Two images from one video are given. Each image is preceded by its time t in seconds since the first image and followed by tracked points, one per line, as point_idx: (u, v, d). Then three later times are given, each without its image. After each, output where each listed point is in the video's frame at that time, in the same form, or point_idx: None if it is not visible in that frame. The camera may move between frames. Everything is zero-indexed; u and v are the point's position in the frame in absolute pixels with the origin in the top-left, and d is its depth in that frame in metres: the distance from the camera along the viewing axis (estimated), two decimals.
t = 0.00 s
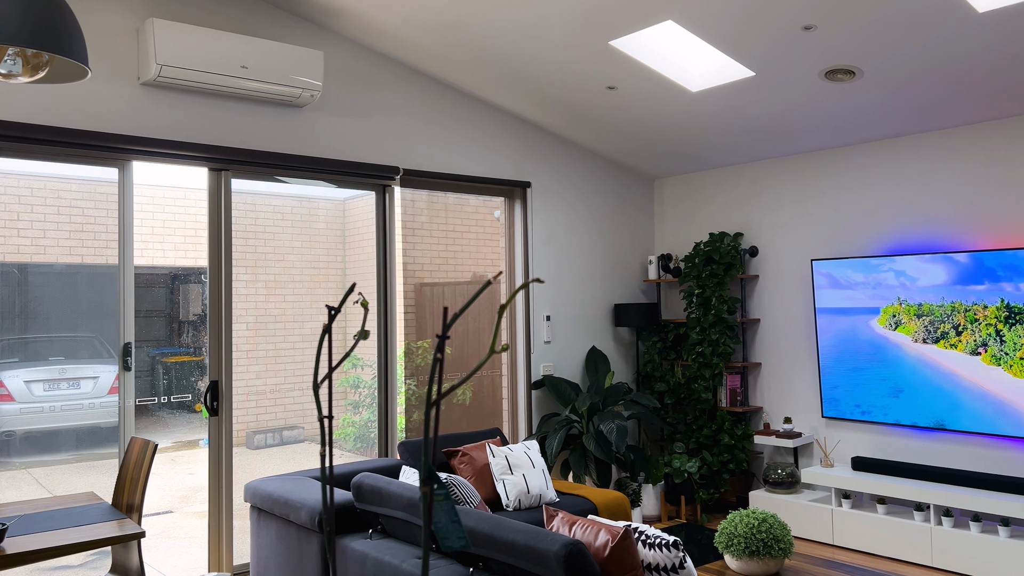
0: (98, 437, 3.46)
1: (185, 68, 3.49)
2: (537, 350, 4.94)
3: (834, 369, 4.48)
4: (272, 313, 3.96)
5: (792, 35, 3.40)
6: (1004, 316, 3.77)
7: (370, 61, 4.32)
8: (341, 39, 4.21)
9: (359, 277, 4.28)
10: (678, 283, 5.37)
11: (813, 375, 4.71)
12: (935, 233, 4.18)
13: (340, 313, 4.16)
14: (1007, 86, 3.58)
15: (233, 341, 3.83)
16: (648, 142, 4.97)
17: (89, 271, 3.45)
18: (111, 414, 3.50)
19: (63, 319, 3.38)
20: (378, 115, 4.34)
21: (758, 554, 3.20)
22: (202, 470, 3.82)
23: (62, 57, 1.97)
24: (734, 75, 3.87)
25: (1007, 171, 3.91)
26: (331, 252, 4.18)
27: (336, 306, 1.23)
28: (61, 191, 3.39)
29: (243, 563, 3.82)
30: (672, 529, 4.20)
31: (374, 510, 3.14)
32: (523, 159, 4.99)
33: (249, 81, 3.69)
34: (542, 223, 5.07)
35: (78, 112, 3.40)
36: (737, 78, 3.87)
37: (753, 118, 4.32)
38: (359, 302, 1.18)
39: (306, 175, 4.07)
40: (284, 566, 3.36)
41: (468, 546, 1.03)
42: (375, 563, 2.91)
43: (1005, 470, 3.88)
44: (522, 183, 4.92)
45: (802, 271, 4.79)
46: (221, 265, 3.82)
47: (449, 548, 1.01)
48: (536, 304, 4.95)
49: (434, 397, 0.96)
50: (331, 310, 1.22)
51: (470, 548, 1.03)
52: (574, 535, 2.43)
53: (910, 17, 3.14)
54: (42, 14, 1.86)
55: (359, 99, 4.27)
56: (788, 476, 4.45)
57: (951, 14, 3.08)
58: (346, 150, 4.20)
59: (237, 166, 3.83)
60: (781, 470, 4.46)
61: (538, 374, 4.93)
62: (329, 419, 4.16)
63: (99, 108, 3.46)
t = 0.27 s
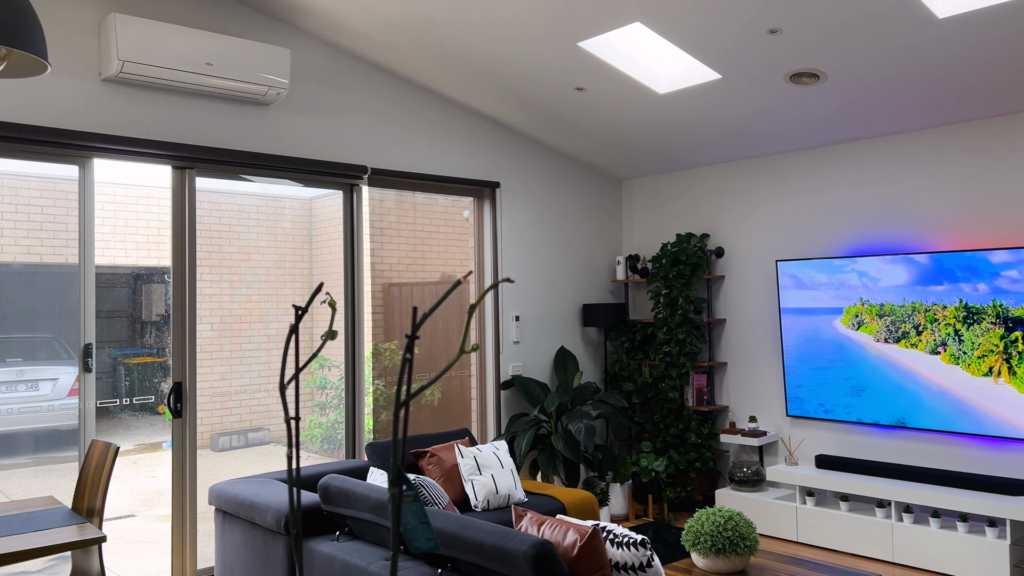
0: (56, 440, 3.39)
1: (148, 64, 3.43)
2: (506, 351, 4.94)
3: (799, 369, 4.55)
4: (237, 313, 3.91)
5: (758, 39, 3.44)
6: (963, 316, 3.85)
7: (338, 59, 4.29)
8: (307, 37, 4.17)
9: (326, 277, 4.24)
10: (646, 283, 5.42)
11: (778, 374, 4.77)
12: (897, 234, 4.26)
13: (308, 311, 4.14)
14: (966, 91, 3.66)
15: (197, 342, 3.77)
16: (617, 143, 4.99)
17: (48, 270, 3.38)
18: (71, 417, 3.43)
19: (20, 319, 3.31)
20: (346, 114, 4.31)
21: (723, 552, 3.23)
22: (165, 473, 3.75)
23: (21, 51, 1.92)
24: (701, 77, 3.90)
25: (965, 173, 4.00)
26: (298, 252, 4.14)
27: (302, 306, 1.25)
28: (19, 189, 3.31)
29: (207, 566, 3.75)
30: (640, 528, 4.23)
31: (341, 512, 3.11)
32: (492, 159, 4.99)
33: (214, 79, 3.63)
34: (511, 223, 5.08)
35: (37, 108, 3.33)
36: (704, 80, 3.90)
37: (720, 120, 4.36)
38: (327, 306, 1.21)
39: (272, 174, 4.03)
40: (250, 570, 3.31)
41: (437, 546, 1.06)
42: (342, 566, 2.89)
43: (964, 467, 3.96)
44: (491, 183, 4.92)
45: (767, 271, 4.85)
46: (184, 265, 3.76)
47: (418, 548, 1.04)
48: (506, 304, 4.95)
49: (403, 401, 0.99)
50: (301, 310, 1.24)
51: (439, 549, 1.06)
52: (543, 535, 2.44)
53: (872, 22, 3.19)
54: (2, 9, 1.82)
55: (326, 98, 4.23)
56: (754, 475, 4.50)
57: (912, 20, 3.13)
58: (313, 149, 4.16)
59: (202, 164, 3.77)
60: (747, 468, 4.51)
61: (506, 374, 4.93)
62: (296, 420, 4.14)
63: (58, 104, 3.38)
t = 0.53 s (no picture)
0: (14, 443, 3.30)
1: (110, 60, 3.37)
2: (475, 351, 4.93)
3: (764, 368, 4.60)
4: (202, 313, 3.86)
5: (725, 42, 3.47)
6: (923, 316, 3.92)
7: (305, 57, 4.25)
8: (275, 35, 4.13)
9: (293, 277, 4.21)
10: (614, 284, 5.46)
11: (745, 374, 4.82)
12: (860, 235, 4.33)
13: (276, 311, 4.10)
14: (927, 95, 3.74)
15: (161, 342, 3.71)
16: (586, 144, 5.01)
17: (5, 269, 3.30)
18: (30, 419, 3.35)
19: None
20: (313, 113, 4.27)
21: (691, 550, 3.26)
22: (127, 476, 3.69)
23: None
24: (669, 79, 3.93)
25: (925, 176, 4.09)
26: (264, 251, 4.10)
27: (270, 306, 1.16)
28: None
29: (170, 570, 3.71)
30: (608, 527, 4.25)
31: (308, 514, 3.09)
32: (461, 158, 4.98)
33: (178, 75, 3.58)
34: (480, 223, 5.07)
35: None
36: (672, 83, 3.93)
37: (688, 121, 4.40)
38: (296, 299, 1.14)
39: (238, 172, 3.98)
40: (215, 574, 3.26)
41: (406, 549, 1.01)
42: (309, 569, 2.86)
43: (925, 465, 4.03)
44: (460, 183, 4.91)
45: (734, 272, 4.90)
46: (148, 264, 3.70)
47: (387, 550, 0.99)
48: (475, 305, 4.94)
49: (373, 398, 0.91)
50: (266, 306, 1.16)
51: (408, 552, 1.01)
52: (511, 535, 2.43)
53: (836, 26, 3.24)
54: None
55: (293, 96, 4.19)
56: (721, 473, 4.55)
57: (876, 24, 3.19)
58: (280, 147, 4.12)
59: (166, 162, 3.72)
60: (713, 467, 4.56)
61: (476, 375, 4.92)
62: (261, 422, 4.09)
63: (16, 99, 3.30)
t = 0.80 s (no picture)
0: None
1: (70, 55, 3.30)
2: (444, 352, 4.92)
3: (730, 367, 4.66)
4: (165, 314, 3.81)
5: (692, 44, 3.50)
6: (885, 316, 4.00)
7: (272, 55, 4.20)
8: (240, 31, 4.08)
9: (259, 277, 4.17)
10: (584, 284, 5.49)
11: (712, 373, 4.86)
12: (823, 237, 4.40)
13: (242, 310, 4.08)
14: (888, 99, 3.80)
15: (123, 343, 3.65)
16: (555, 145, 5.03)
17: None
18: None
19: None
20: (280, 111, 4.23)
21: (659, 548, 3.28)
22: (89, 480, 3.55)
23: None
24: (637, 81, 3.96)
25: (886, 179, 4.16)
26: (229, 251, 4.06)
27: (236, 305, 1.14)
28: None
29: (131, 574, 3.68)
30: (576, 527, 4.27)
31: (274, 517, 3.06)
32: (430, 158, 4.96)
33: (141, 72, 3.52)
34: (449, 222, 5.06)
35: None
36: (640, 85, 3.96)
37: (656, 123, 4.43)
38: (261, 298, 1.09)
39: (202, 171, 3.93)
40: None
41: (374, 550, 1.03)
42: (274, 572, 2.83)
43: (886, 462, 4.11)
44: (429, 183, 4.90)
45: (701, 273, 4.95)
46: (110, 264, 3.63)
47: (354, 553, 1.00)
48: (444, 305, 4.93)
49: (340, 405, 0.91)
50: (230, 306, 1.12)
51: (377, 552, 1.03)
52: (480, 536, 2.43)
53: (801, 30, 3.28)
54: None
55: (259, 94, 4.15)
56: (687, 472, 4.60)
57: (839, 29, 3.24)
58: (245, 146, 4.07)
59: (128, 160, 3.66)
60: (681, 466, 4.61)
61: (444, 375, 4.91)
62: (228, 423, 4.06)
63: None
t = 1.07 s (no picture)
0: None
1: (30, 49, 3.22)
2: (413, 353, 4.90)
3: (697, 367, 4.70)
4: (128, 314, 3.75)
5: (661, 46, 3.53)
6: (849, 316, 4.06)
7: (237, 51, 4.15)
8: (205, 27, 4.02)
9: (224, 276, 4.11)
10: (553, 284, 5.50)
11: (679, 373, 4.91)
12: (788, 238, 4.46)
13: (208, 310, 4.03)
14: (852, 102, 3.87)
15: (84, 344, 3.58)
16: (525, 145, 5.03)
17: None
18: None
19: None
20: (246, 109, 4.18)
21: (628, 547, 3.30)
22: (48, 484, 3.47)
23: None
24: (606, 82, 3.98)
25: (850, 181, 4.23)
26: (193, 250, 4.00)
27: (200, 305, 1.14)
28: None
29: None
30: (545, 527, 4.28)
31: (239, 520, 3.01)
32: (399, 157, 4.94)
33: (103, 67, 3.44)
34: (418, 222, 5.04)
35: None
36: (609, 86, 3.98)
37: (625, 124, 4.46)
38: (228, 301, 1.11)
39: (165, 168, 3.87)
40: None
41: (343, 552, 1.01)
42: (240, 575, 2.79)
43: (849, 460, 4.17)
44: (398, 183, 4.88)
45: (668, 273, 4.99)
46: (70, 263, 3.56)
47: (323, 555, 0.99)
48: (413, 305, 4.91)
49: (309, 404, 0.91)
50: (196, 308, 1.13)
51: (345, 555, 1.01)
52: (450, 537, 2.42)
53: (768, 33, 3.32)
54: None
55: (225, 91, 4.09)
56: (655, 471, 4.63)
57: (804, 33, 3.28)
58: (211, 144, 4.02)
59: (89, 157, 3.59)
60: (648, 465, 4.65)
61: (413, 376, 4.89)
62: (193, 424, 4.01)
63: None
